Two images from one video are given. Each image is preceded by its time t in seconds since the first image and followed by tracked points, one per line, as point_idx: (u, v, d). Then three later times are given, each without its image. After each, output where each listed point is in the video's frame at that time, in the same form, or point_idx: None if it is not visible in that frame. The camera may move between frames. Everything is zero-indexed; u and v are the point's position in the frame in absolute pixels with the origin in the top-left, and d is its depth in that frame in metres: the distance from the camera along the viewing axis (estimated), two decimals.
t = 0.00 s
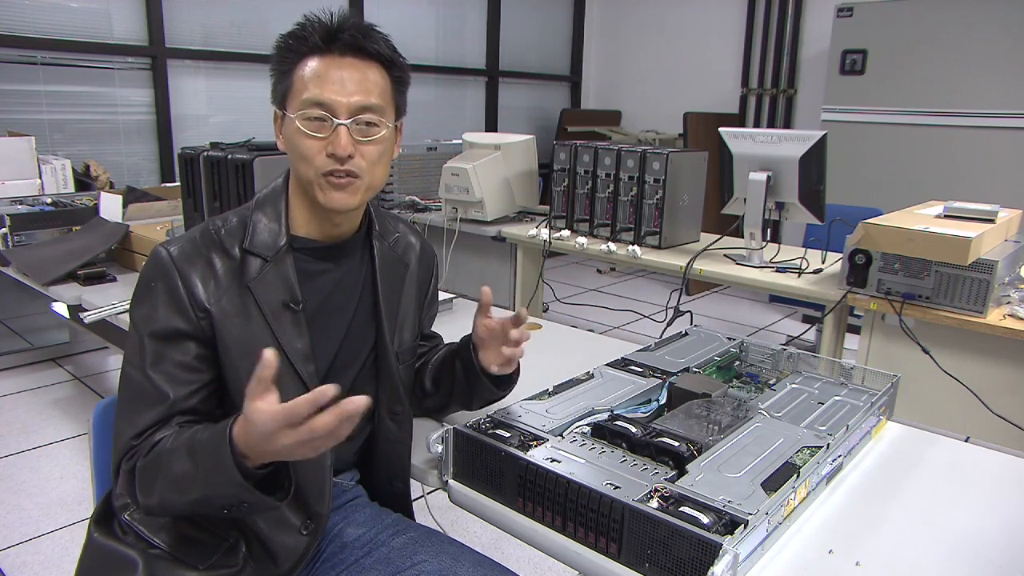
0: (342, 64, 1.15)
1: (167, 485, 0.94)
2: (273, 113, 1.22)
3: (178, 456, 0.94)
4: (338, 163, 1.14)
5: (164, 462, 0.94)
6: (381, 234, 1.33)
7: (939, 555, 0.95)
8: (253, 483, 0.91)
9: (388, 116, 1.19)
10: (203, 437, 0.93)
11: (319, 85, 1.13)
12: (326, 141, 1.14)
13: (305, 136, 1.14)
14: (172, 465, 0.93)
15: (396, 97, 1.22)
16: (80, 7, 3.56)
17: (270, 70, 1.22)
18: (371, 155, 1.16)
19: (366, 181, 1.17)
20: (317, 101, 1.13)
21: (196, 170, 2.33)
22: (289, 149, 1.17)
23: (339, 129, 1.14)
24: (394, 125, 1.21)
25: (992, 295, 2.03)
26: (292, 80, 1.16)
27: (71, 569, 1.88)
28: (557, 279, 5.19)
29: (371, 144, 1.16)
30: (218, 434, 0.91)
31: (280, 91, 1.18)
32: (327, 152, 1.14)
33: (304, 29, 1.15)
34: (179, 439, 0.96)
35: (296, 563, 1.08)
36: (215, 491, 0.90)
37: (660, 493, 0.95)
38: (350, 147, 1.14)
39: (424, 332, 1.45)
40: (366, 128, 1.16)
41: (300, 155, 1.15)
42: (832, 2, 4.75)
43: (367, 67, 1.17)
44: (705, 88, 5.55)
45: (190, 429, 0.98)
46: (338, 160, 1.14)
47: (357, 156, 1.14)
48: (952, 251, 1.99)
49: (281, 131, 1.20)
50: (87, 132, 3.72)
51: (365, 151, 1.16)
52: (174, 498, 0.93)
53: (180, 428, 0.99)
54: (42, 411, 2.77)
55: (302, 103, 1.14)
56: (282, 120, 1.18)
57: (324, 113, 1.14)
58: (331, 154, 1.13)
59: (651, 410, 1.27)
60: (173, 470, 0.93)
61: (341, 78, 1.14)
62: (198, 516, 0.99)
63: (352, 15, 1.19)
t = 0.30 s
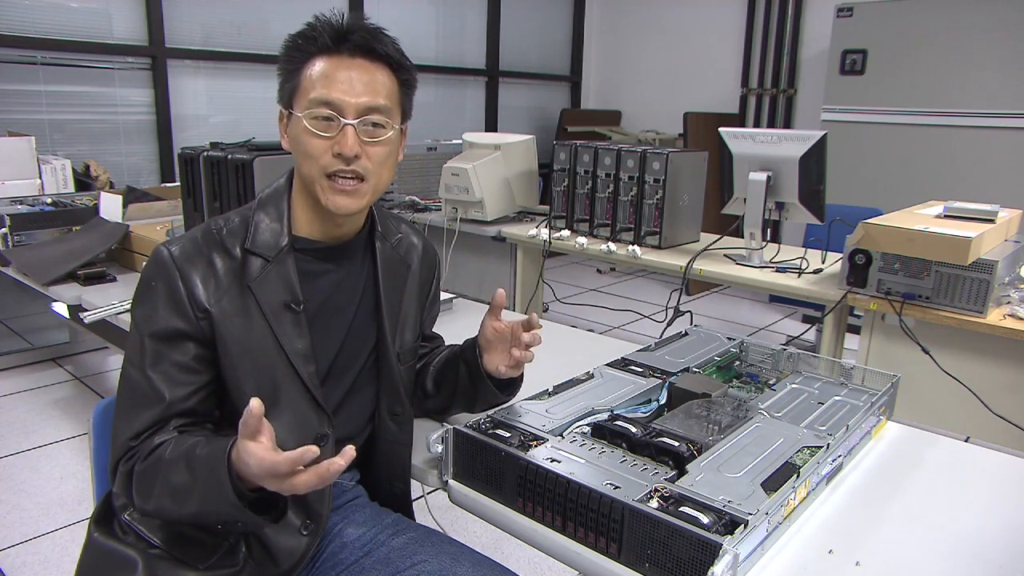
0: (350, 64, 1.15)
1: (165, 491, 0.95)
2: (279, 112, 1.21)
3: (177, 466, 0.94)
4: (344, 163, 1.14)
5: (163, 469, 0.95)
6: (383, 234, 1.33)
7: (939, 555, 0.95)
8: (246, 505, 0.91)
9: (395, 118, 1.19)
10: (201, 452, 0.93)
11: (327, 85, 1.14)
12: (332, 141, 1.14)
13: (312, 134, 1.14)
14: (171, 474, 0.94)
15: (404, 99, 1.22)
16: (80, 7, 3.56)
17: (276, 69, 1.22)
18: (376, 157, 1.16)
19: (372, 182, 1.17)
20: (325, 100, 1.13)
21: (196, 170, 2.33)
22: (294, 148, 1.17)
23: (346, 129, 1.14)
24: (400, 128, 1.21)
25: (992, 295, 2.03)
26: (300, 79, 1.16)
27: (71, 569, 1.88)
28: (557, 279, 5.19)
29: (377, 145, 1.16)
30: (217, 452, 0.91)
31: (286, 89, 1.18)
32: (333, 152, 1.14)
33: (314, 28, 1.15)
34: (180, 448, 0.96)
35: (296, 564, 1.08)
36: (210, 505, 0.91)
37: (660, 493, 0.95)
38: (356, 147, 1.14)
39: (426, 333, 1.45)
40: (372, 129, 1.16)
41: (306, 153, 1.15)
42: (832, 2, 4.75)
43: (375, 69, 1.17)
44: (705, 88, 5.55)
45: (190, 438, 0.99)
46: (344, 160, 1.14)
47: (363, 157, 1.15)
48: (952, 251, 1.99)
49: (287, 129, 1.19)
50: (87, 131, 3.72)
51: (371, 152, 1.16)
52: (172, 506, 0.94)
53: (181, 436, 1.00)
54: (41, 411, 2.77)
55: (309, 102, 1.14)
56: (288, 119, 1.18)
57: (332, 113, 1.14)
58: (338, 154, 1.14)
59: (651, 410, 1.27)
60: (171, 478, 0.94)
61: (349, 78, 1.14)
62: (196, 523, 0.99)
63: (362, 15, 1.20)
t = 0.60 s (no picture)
0: (354, 63, 1.16)
1: (168, 494, 0.95)
2: (281, 111, 1.21)
3: (181, 469, 0.94)
4: (347, 160, 1.14)
5: (166, 473, 0.95)
6: (384, 235, 1.33)
7: (939, 555, 0.95)
8: (251, 511, 0.92)
9: (398, 117, 1.19)
10: (205, 456, 0.93)
11: (330, 82, 1.14)
12: (336, 138, 1.14)
13: (315, 132, 1.14)
14: (174, 477, 0.94)
15: (407, 99, 1.23)
16: (80, 7, 3.56)
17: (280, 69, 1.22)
18: (379, 155, 1.16)
19: (374, 180, 1.16)
20: (328, 98, 1.13)
21: (196, 170, 2.33)
22: (296, 146, 1.16)
23: (350, 126, 1.14)
24: (403, 127, 1.21)
25: (992, 295, 2.03)
26: (303, 78, 1.16)
27: (71, 569, 1.88)
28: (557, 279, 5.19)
29: (380, 144, 1.16)
30: (221, 458, 0.92)
31: (289, 88, 1.18)
32: (336, 149, 1.13)
33: (318, 27, 1.16)
34: (182, 451, 0.96)
35: (296, 563, 1.08)
36: (214, 509, 0.91)
37: (660, 493, 0.95)
38: (359, 144, 1.13)
39: (426, 333, 1.45)
40: (376, 127, 1.16)
41: (308, 151, 1.15)
42: (832, 2, 4.75)
43: (379, 68, 1.17)
44: (705, 88, 5.55)
45: (191, 440, 0.99)
46: (346, 157, 1.13)
47: (366, 155, 1.14)
48: (952, 251, 1.99)
49: (289, 128, 1.19)
50: (87, 131, 3.72)
51: (374, 150, 1.15)
52: (174, 509, 0.95)
53: (183, 438, 1.00)
54: (42, 411, 2.77)
55: (313, 100, 1.14)
56: (291, 118, 1.17)
57: (335, 110, 1.14)
58: (341, 151, 1.13)
59: (651, 410, 1.27)
60: (174, 481, 0.94)
61: (353, 76, 1.14)
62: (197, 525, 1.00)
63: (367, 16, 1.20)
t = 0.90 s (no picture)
0: (357, 62, 1.16)
1: (168, 487, 0.94)
2: (283, 110, 1.21)
3: (181, 460, 0.94)
4: (349, 157, 1.13)
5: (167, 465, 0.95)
6: (384, 233, 1.33)
7: (939, 555, 0.95)
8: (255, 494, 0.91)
9: (400, 116, 1.19)
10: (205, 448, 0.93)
11: (333, 81, 1.14)
12: (338, 135, 1.13)
13: (318, 129, 1.14)
14: (174, 469, 0.94)
15: (408, 99, 1.23)
16: (80, 7, 3.57)
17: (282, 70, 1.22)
18: (382, 152, 1.16)
19: (376, 178, 1.16)
20: (331, 95, 1.13)
21: (196, 170, 2.33)
22: (298, 144, 1.16)
23: (353, 124, 1.14)
24: (405, 126, 1.21)
25: (992, 295, 2.03)
26: (306, 77, 1.16)
27: (70, 569, 1.88)
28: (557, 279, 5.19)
29: (382, 141, 1.16)
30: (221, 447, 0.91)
31: (292, 88, 1.18)
32: (339, 146, 1.13)
33: (322, 27, 1.16)
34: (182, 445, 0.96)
35: (297, 563, 1.08)
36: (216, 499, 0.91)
37: (660, 493, 0.95)
38: (361, 142, 1.13)
39: (426, 332, 1.45)
40: (378, 125, 1.16)
41: (311, 148, 1.14)
42: (833, 2, 4.75)
43: (382, 67, 1.17)
44: (705, 88, 5.55)
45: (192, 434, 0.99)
46: (349, 154, 1.13)
47: (368, 152, 1.14)
48: (952, 251, 1.99)
49: (292, 126, 1.19)
50: (87, 131, 3.72)
51: (377, 148, 1.15)
52: (175, 502, 0.94)
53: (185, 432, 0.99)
54: (41, 411, 2.77)
55: (315, 98, 1.14)
56: (293, 116, 1.17)
57: (338, 108, 1.14)
58: (343, 148, 1.13)
59: (651, 410, 1.27)
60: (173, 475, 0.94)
61: (355, 74, 1.14)
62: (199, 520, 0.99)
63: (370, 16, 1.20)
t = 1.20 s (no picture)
0: (361, 61, 1.16)
1: (166, 488, 0.95)
2: (287, 109, 1.21)
3: (178, 461, 0.94)
4: (351, 155, 1.13)
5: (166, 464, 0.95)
6: (386, 233, 1.33)
7: (940, 556, 0.95)
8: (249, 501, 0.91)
9: (403, 115, 1.20)
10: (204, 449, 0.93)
11: (338, 79, 1.14)
12: (341, 133, 1.13)
13: (321, 126, 1.13)
14: (171, 470, 0.94)
15: (411, 99, 1.23)
16: (80, 7, 3.57)
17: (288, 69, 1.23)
18: (384, 151, 1.16)
19: (377, 176, 1.16)
20: (335, 93, 1.13)
21: (196, 170, 2.33)
22: (302, 142, 1.16)
23: (356, 122, 1.14)
24: (407, 126, 1.21)
25: (992, 295, 2.03)
26: (310, 75, 1.17)
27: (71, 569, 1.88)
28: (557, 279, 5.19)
29: (385, 140, 1.16)
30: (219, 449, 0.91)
31: (296, 86, 1.18)
32: (341, 143, 1.13)
33: (328, 27, 1.16)
34: (181, 444, 0.96)
35: (296, 563, 1.08)
36: (213, 500, 0.91)
37: (660, 493, 0.95)
38: (364, 140, 1.13)
39: (427, 332, 1.45)
40: (381, 124, 1.16)
41: (314, 145, 1.14)
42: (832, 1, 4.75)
43: (386, 67, 1.18)
44: (705, 88, 5.55)
45: (192, 433, 0.99)
46: (351, 152, 1.13)
47: (371, 150, 1.14)
48: (952, 251, 1.99)
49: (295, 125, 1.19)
50: (87, 131, 3.72)
51: (379, 147, 1.15)
52: (172, 503, 0.94)
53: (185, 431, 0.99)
54: (41, 411, 2.77)
55: (319, 95, 1.14)
56: (297, 114, 1.17)
57: (342, 105, 1.14)
58: (345, 146, 1.13)
59: (651, 410, 1.27)
60: (171, 474, 0.94)
61: (360, 73, 1.14)
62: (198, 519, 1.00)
63: (376, 16, 1.20)
